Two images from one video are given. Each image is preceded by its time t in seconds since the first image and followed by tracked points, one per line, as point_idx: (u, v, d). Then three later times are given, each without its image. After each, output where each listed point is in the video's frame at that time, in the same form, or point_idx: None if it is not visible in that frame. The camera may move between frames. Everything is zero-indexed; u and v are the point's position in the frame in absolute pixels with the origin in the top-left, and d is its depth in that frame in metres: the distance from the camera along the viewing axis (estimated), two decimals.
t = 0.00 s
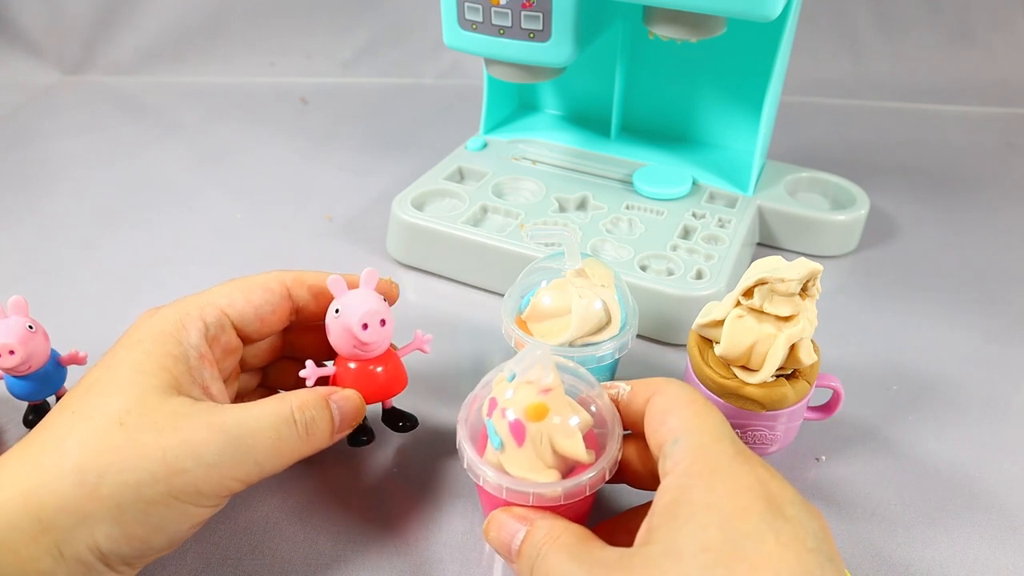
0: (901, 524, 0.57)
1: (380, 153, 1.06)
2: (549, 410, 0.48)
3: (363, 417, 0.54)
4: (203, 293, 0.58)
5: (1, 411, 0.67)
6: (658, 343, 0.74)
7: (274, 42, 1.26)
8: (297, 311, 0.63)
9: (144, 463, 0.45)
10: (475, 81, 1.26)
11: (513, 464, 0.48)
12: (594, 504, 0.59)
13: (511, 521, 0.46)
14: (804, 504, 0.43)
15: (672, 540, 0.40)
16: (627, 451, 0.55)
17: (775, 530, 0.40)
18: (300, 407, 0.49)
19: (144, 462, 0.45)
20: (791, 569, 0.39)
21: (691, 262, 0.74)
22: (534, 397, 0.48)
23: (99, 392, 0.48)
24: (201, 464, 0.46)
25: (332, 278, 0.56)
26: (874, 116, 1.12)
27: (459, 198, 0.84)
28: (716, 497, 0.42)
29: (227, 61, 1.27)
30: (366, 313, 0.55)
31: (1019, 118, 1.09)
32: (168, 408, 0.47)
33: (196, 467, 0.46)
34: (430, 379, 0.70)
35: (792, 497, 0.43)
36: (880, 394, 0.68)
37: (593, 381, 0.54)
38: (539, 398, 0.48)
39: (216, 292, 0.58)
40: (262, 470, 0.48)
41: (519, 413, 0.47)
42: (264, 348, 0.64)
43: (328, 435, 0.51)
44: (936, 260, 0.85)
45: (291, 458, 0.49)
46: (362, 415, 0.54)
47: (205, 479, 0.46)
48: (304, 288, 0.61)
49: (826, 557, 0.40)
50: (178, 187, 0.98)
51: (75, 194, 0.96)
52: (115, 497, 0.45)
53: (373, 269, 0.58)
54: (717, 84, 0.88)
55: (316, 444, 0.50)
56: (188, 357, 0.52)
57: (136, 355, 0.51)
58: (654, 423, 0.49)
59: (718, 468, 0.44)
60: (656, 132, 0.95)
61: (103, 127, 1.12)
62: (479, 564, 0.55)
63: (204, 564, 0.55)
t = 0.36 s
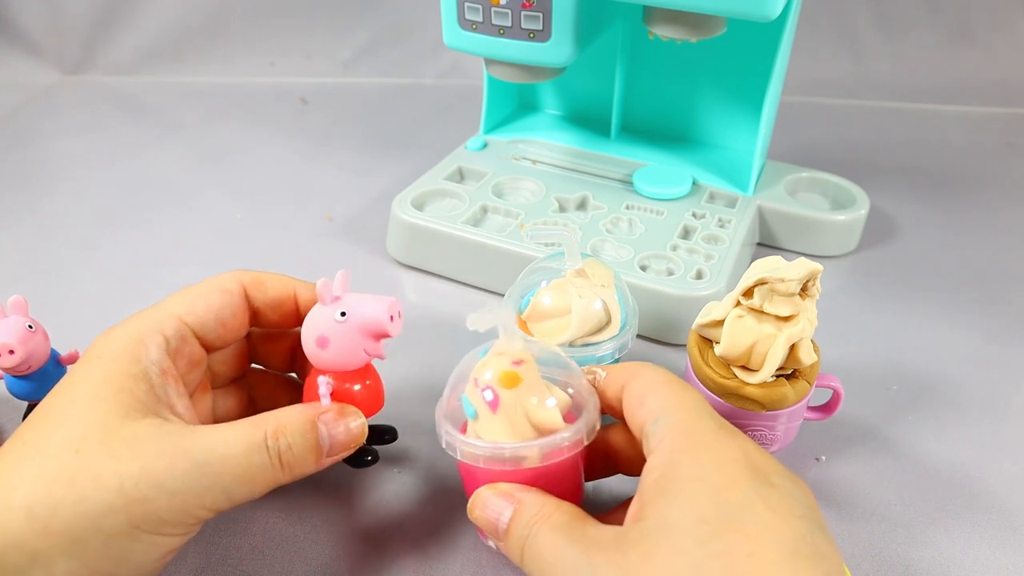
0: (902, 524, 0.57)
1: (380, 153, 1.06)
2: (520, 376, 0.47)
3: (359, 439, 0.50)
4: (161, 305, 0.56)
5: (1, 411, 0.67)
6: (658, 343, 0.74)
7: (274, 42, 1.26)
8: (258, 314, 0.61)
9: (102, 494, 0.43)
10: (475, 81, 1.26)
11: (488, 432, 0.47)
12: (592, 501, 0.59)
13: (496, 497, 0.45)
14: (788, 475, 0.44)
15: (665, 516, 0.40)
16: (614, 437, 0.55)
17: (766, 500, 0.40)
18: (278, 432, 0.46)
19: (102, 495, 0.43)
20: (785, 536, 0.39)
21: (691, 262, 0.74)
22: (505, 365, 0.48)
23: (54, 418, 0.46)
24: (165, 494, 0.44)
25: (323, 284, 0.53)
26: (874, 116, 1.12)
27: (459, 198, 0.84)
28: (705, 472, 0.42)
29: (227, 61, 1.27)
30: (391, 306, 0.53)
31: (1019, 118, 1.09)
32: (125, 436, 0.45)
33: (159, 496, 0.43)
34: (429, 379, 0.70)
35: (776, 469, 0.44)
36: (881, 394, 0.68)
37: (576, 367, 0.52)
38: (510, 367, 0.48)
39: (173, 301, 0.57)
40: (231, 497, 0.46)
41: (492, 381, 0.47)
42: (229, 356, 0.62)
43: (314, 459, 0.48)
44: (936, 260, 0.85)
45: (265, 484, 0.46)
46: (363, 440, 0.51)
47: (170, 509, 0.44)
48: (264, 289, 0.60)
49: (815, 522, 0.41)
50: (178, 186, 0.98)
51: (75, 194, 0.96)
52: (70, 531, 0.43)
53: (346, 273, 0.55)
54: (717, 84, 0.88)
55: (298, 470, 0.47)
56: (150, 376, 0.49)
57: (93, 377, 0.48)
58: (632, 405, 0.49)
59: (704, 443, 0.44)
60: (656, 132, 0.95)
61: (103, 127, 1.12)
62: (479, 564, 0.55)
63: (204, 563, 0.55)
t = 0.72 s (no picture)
0: (902, 523, 0.57)
1: (380, 153, 1.06)
2: (502, 368, 0.47)
3: (355, 437, 0.50)
4: (143, 305, 0.56)
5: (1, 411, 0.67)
6: (658, 342, 0.74)
7: (274, 42, 1.26)
8: (241, 309, 0.61)
9: (90, 501, 0.42)
10: (475, 81, 1.26)
11: (465, 419, 0.46)
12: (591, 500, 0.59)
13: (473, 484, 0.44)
14: (779, 470, 0.44)
15: (654, 509, 0.40)
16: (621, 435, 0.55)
17: (756, 496, 0.40)
18: (271, 430, 0.45)
19: (89, 500, 0.43)
20: (772, 534, 0.39)
21: (691, 262, 0.74)
22: (488, 356, 0.48)
23: (39, 425, 0.45)
24: (152, 496, 0.43)
25: (283, 290, 0.52)
26: (874, 116, 1.12)
27: (459, 198, 0.84)
28: (697, 465, 0.42)
29: (227, 61, 1.27)
30: (357, 294, 0.52)
31: (1019, 119, 1.09)
32: (111, 439, 0.44)
33: (149, 500, 0.43)
34: (429, 379, 0.70)
35: (769, 464, 0.43)
36: (881, 394, 0.68)
37: (571, 367, 0.51)
38: (494, 360, 0.48)
39: (154, 301, 0.57)
40: (224, 500, 0.45)
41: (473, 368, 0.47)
42: (219, 356, 0.63)
43: (310, 456, 0.47)
44: (936, 260, 0.85)
45: (261, 485, 0.46)
46: (358, 438, 0.50)
47: (158, 512, 0.43)
48: (243, 283, 0.60)
49: (805, 520, 0.41)
50: (178, 187, 0.98)
51: (75, 194, 0.96)
52: (58, 541, 0.42)
53: (305, 274, 0.54)
54: (717, 84, 0.88)
55: (294, 469, 0.47)
56: (133, 376, 0.49)
57: (77, 382, 0.47)
58: (628, 404, 0.49)
59: (698, 438, 0.44)
60: (656, 132, 0.95)
61: (103, 127, 1.12)
62: (479, 563, 0.55)
63: (204, 564, 0.55)
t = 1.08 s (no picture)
0: (902, 523, 0.57)
1: (379, 153, 1.06)
2: (490, 377, 0.47)
3: (376, 467, 0.47)
4: (162, 317, 0.56)
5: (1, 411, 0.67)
6: (658, 343, 0.74)
7: (274, 42, 1.26)
8: (261, 328, 0.60)
9: (104, 521, 0.43)
10: (475, 81, 1.26)
11: (450, 427, 0.47)
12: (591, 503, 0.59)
13: (450, 504, 0.43)
14: (780, 467, 0.43)
15: (647, 512, 0.40)
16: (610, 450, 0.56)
17: (751, 495, 0.40)
18: (286, 457, 0.44)
19: (103, 519, 0.43)
20: (766, 535, 0.39)
21: (691, 262, 0.74)
22: (479, 363, 0.48)
23: (56, 440, 0.45)
24: (166, 518, 0.43)
25: (327, 300, 0.50)
26: (874, 116, 1.12)
27: (459, 198, 0.84)
28: (692, 465, 0.42)
29: (227, 61, 1.27)
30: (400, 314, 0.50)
31: (1019, 119, 1.09)
32: (129, 457, 0.44)
33: (161, 523, 0.43)
34: (428, 380, 0.70)
35: (769, 461, 0.43)
36: (880, 394, 0.68)
37: (562, 372, 0.50)
38: (484, 367, 0.47)
39: (173, 314, 0.56)
40: (237, 524, 0.45)
41: (462, 375, 0.47)
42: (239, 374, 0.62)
43: (325, 487, 0.46)
44: (936, 260, 0.85)
45: (273, 511, 0.45)
46: (378, 466, 0.47)
47: (172, 533, 0.43)
48: (266, 302, 0.59)
49: (802, 519, 0.40)
50: (177, 186, 0.98)
51: (75, 194, 0.96)
52: (70, 559, 0.43)
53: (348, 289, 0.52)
54: (717, 84, 0.88)
55: (307, 497, 0.46)
56: (151, 393, 0.49)
57: (95, 396, 0.47)
58: (627, 408, 0.48)
59: (696, 437, 0.43)
60: (656, 132, 0.95)
61: (103, 127, 1.12)
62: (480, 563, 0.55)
63: (203, 563, 0.55)
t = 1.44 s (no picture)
0: (902, 523, 0.57)
1: (379, 153, 1.06)
2: (480, 382, 0.47)
3: (364, 461, 0.47)
4: (159, 322, 0.56)
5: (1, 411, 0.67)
6: (658, 343, 0.74)
7: (274, 42, 1.26)
8: (258, 334, 0.60)
9: (95, 520, 0.43)
10: (475, 81, 1.26)
11: (443, 433, 0.47)
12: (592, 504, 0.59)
13: (442, 514, 0.43)
14: (779, 473, 0.43)
15: (643, 520, 0.40)
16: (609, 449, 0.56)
17: (748, 503, 0.40)
18: (273, 453, 0.45)
19: (94, 518, 0.43)
20: (762, 543, 0.39)
21: (691, 262, 0.74)
22: (469, 369, 0.48)
23: (48, 441, 0.45)
24: (157, 517, 0.43)
25: (318, 299, 0.50)
26: (874, 116, 1.12)
27: (458, 198, 0.84)
28: (688, 472, 0.42)
29: (227, 61, 1.27)
30: (391, 308, 0.50)
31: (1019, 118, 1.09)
32: (119, 457, 0.44)
33: (152, 521, 0.43)
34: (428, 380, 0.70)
35: (767, 467, 0.43)
36: (880, 394, 0.68)
37: (556, 375, 0.50)
38: (475, 373, 0.48)
39: (171, 318, 0.56)
40: (228, 522, 0.45)
41: (453, 382, 0.48)
42: (240, 381, 0.62)
43: (312, 482, 0.46)
44: (936, 260, 0.85)
45: (262, 508, 0.45)
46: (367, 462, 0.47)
47: (164, 532, 0.43)
48: (266, 310, 0.60)
49: (801, 526, 0.40)
50: (177, 187, 0.98)
51: (75, 194, 0.96)
52: (61, 560, 0.43)
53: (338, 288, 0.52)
54: (717, 84, 0.88)
55: (296, 493, 0.46)
56: (144, 394, 0.49)
57: (87, 397, 0.47)
58: (628, 408, 0.49)
59: (694, 444, 0.43)
60: (656, 132, 0.95)
61: (103, 127, 1.12)
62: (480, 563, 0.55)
63: (203, 563, 0.55)
